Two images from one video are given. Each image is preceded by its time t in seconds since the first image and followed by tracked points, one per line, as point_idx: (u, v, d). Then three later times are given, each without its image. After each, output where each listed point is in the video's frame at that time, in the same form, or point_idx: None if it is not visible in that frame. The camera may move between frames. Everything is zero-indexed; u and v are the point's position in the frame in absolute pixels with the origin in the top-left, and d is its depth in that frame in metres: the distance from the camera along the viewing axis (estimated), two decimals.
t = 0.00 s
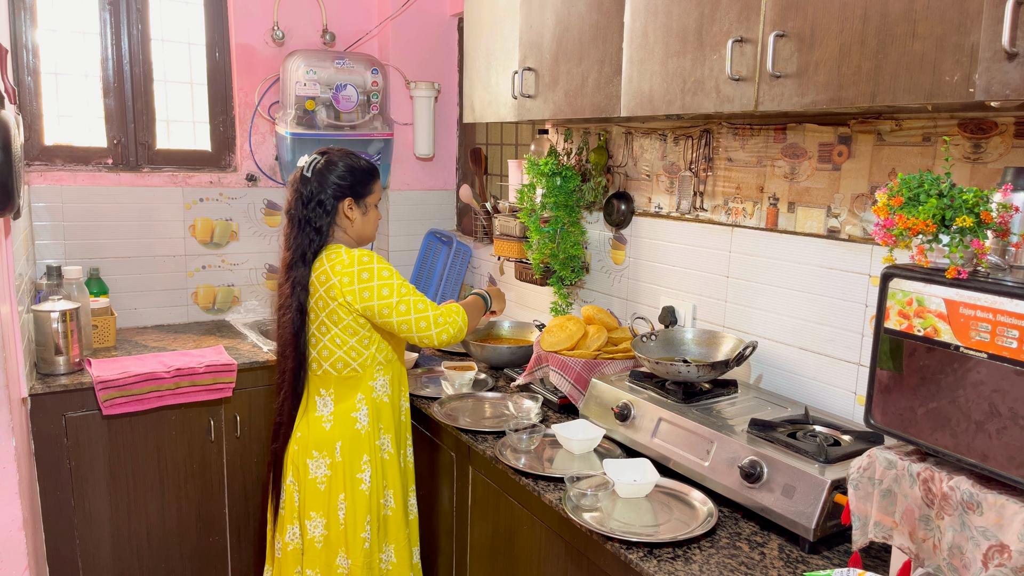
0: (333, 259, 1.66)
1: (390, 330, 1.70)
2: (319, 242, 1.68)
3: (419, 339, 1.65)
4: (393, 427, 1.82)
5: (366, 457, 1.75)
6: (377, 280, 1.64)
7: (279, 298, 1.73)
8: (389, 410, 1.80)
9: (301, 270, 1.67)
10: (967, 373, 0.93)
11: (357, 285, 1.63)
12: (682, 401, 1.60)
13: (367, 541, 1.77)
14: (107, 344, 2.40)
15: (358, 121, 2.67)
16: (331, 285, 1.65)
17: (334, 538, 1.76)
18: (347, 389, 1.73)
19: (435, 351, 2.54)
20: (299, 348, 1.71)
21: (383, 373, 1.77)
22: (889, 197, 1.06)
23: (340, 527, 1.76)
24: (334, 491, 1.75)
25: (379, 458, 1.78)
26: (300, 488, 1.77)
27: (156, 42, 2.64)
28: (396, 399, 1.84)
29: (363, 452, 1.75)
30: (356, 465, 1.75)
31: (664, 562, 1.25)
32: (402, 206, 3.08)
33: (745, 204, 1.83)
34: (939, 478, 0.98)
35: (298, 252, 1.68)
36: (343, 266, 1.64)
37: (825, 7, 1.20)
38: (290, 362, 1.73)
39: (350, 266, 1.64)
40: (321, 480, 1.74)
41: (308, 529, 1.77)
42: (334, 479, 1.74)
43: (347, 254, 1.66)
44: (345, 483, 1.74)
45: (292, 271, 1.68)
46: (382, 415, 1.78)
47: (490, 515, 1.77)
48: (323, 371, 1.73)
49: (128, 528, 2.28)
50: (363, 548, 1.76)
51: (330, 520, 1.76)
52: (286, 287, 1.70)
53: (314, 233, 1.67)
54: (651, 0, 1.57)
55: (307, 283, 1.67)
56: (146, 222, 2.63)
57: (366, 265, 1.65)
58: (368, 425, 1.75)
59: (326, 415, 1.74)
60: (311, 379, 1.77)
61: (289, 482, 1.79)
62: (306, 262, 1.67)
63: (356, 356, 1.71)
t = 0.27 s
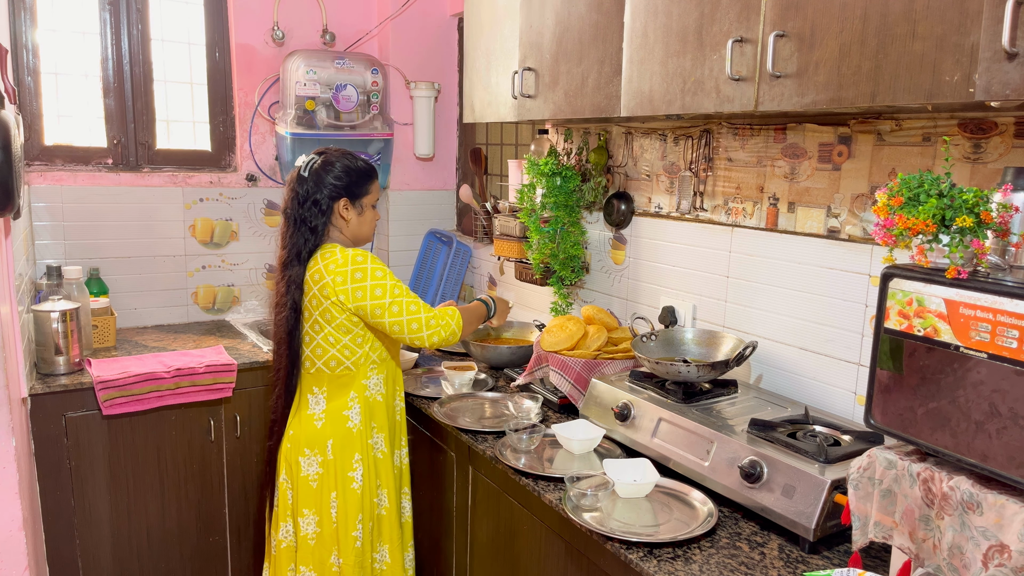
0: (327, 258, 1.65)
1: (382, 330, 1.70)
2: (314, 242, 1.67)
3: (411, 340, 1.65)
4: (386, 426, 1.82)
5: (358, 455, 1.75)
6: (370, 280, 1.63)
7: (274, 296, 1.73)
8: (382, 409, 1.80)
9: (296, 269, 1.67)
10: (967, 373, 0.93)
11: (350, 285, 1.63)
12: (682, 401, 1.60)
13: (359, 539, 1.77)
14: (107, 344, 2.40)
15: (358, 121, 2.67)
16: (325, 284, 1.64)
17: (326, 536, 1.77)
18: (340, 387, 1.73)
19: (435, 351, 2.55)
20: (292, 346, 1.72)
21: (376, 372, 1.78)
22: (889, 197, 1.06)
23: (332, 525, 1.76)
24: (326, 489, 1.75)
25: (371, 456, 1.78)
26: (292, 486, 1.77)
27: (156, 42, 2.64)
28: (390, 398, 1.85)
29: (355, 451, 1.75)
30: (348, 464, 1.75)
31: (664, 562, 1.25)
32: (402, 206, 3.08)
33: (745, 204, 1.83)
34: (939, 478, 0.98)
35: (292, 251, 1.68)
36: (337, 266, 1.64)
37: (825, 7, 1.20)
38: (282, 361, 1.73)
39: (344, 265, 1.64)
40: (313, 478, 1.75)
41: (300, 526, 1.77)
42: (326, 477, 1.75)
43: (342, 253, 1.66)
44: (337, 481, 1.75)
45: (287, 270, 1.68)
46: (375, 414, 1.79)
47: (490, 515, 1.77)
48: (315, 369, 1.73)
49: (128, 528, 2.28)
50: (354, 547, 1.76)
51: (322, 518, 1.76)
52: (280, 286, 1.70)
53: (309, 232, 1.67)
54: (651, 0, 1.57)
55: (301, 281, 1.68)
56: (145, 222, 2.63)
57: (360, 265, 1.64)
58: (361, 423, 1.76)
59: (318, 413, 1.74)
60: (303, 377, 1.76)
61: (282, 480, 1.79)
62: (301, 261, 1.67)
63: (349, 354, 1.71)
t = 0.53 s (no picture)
0: (331, 260, 1.66)
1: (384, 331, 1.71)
2: (312, 241, 1.69)
3: (419, 338, 1.66)
4: (377, 429, 1.81)
5: (346, 459, 1.74)
6: (377, 282, 1.64)
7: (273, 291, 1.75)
8: (373, 412, 1.79)
9: (296, 265, 1.69)
10: (967, 373, 0.93)
11: (356, 287, 1.63)
12: (682, 401, 1.60)
13: (346, 544, 1.76)
14: (107, 344, 2.40)
15: (358, 121, 2.67)
16: (327, 286, 1.64)
17: (314, 538, 1.77)
18: (331, 389, 1.72)
19: (435, 351, 2.55)
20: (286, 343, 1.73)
21: (369, 375, 1.77)
22: (889, 197, 1.06)
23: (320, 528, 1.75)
24: (314, 491, 1.75)
25: (360, 460, 1.76)
26: (282, 486, 1.78)
27: (156, 42, 2.64)
28: (382, 401, 1.83)
29: (343, 454, 1.74)
30: (336, 467, 1.73)
31: (664, 562, 1.25)
32: (402, 206, 3.08)
33: (745, 204, 1.83)
34: (939, 478, 0.98)
35: (293, 246, 1.70)
36: (342, 268, 1.64)
37: (825, 7, 1.20)
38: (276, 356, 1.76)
39: (349, 268, 1.64)
40: (301, 479, 1.74)
41: (290, 527, 1.78)
42: (315, 479, 1.74)
43: (346, 256, 1.66)
44: (325, 484, 1.74)
45: (287, 266, 1.70)
46: (365, 417, 1.77)
47: (491, 516, 1.77)
48: (308, 370, 1.73)
49: (128, 528, 2.28)
50: (340, 550, 1.75)
51: (310, 519, 1.76)
52: (280, 284, 1.72)
53: (309, 230, 1.68)
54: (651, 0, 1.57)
55: (301, 279, 1.69)
56: (145, 222, 2.63)
57: (366, 268, 1.65)
58: (350, 426, 1.74)
59: (308, 415, 1.72)
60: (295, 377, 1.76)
61: (273, 480, 1.80)
62: (299, 258, 1.69)
63: (344, 356, 1.70)
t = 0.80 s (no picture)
0: (330, 268, 1.60)
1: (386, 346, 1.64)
2: (319, 245, 1.66)
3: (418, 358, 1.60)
4: (382, 448, 1.76)
5: (348, 479, 1.69)
6: (374, 295, 1.57)
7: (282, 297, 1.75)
8: (379, 430, 1.74)
9: (301, 270, 1.68)
10: (967, 373, 0.93)
11: (353, 298, 1.57)
12: (682, 401, 1.60)
13: (342, 567, 1.70)
14: (107, 344, 2.40)
15: (358, 121, 2.67)
16: (325, 297, 1.59)
17: (310, 558, 1.73)
18: (334, 406, 1.68)
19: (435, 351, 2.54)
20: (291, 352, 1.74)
21: (374, 391, 1.72)
22: (889, 197, 1.06)
23: (317, 548, 1.71)
24: (313, 511, 1.71)
25: (363, 481, 1.71)
26: (282, 503, 1.76)
27: (156, 42, 2.64)
28: (389, 419, 1.78)
29: (345, 473, 1.69)
30: (336, 487, 1.69)
31: (664, 562, 1.25)
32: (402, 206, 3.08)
33: (745, 204, 1.83)
34: (939, 478, 0.98)
35: (301, 249, 1.68)
36: (339, 278, 1.58)
37: (825, 7, 1.20)
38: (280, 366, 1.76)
39: (347, 278, 1.58)
40: (301, 497, 1.72)
41: (288, 543, 1.76)
42: (314, 498, 1.70)
43: (346, 265, 1.60)
44: (324, 505, 1.70)
45: (292, 270, 1.69)
46: (371, 436, 1.72)
47: (490, 518, 1.77)
48: (312, 384, 1.69)
49: (129, 528, 2.28)
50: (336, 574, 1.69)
51: (308, 538, 1.73)
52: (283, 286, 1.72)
53: (316, 234, 1.66)
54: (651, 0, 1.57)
55: (304, 285, 1.67)
56: (145, 222, 2.63)
57: (363, 278, 1.58)
58: (354, 445, 1.69)
59: (310, 431, 1.70)
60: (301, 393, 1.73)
61: (273, 495, 1.78)
62: (305, 263, 1.67)
63: (347, 371, 1.65)
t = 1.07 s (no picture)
0: (328, 273, 1.48)
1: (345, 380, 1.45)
2: (327, 250, 1.56)
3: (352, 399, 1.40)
4: (390, 470, 1.66)
5: (354, 502, 1.60)
6: (342, 311, 1.41)
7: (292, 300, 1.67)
8: (384, 450, 1.65)
9: (307, 276, 1.59)
10: (967, 373, 0.93)
11: (325, 309, 1.43)
12: (682, 401, 1.60)
13: None
14: (107, 344, 2.40)
15: (358, 121, 2.67)
16: (314, 302, 1.47)
17: None
18: (337, 424, 1.58)
19: (435, 351, 2.54)
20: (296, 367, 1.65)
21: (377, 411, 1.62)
22: (889, 197, 1.06)
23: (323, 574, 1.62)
24: (317, 535, 1.61)
25: (370, 504, 1.62)
26: (286, 529, 1.63)
27: (156, 42, 2.64)
28: (397, 439, 1.69)
29: (351, 496, 1.60)
30: (342, 510, 1.59)
31: (664, 562, 1.25)
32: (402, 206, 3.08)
33: (745, 204, 1.83)
34: (939, 478, 0.98)
35: (309, 253, 1.58)
36: (326, 286, 1.45)
37: (825, 7, 1.20)
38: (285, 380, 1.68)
39: (331, 287, 1.44)
40: (305, 522, 1.61)
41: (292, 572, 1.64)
42: (319, 522, 1.60)
43: (337, 273, 1.46)
44: (329, 530, 1.60)
45: (299, 275, 1.61)
46: (377, 456, 1.63)
47: (490, 518, 1.77)
48: (312, 401, 1.60)
49: (129, 528, 2.28)
50: None
51: (313, 564, 1.63)
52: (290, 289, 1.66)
53: (324, 239, 1.56)
54: None
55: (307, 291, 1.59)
56: (145, 222, 2.63)
57: (346, 291, 1.43)
58: (359, 466, 1.60)
59: (313, 451, 1.60)
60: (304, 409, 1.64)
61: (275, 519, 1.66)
62: (312, 269, 1.58)
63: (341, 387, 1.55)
